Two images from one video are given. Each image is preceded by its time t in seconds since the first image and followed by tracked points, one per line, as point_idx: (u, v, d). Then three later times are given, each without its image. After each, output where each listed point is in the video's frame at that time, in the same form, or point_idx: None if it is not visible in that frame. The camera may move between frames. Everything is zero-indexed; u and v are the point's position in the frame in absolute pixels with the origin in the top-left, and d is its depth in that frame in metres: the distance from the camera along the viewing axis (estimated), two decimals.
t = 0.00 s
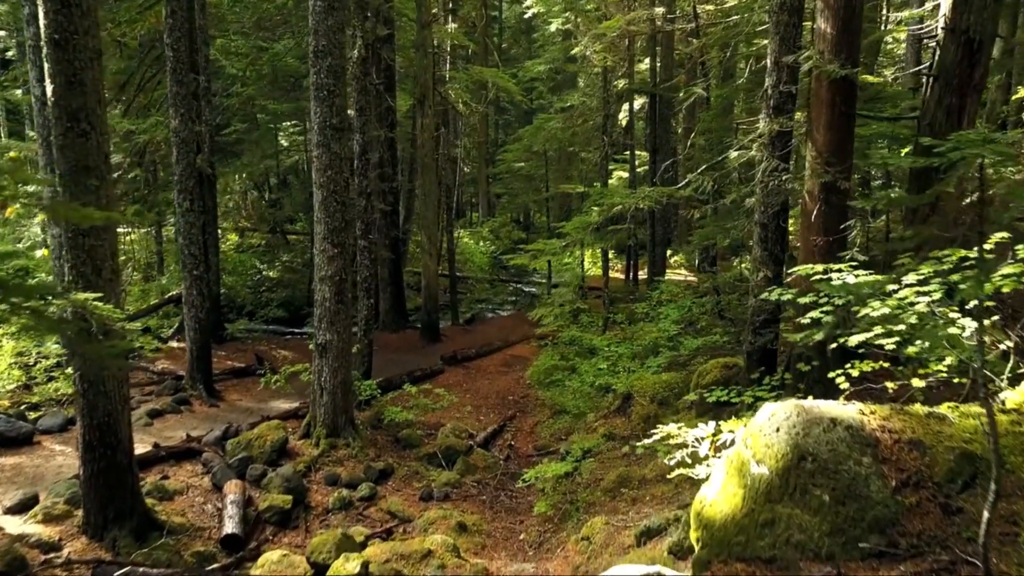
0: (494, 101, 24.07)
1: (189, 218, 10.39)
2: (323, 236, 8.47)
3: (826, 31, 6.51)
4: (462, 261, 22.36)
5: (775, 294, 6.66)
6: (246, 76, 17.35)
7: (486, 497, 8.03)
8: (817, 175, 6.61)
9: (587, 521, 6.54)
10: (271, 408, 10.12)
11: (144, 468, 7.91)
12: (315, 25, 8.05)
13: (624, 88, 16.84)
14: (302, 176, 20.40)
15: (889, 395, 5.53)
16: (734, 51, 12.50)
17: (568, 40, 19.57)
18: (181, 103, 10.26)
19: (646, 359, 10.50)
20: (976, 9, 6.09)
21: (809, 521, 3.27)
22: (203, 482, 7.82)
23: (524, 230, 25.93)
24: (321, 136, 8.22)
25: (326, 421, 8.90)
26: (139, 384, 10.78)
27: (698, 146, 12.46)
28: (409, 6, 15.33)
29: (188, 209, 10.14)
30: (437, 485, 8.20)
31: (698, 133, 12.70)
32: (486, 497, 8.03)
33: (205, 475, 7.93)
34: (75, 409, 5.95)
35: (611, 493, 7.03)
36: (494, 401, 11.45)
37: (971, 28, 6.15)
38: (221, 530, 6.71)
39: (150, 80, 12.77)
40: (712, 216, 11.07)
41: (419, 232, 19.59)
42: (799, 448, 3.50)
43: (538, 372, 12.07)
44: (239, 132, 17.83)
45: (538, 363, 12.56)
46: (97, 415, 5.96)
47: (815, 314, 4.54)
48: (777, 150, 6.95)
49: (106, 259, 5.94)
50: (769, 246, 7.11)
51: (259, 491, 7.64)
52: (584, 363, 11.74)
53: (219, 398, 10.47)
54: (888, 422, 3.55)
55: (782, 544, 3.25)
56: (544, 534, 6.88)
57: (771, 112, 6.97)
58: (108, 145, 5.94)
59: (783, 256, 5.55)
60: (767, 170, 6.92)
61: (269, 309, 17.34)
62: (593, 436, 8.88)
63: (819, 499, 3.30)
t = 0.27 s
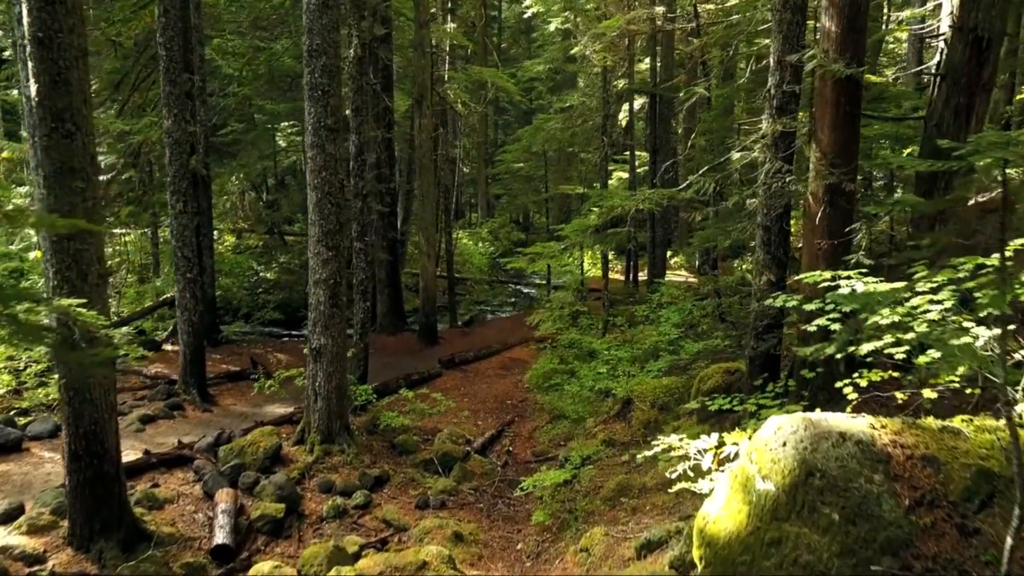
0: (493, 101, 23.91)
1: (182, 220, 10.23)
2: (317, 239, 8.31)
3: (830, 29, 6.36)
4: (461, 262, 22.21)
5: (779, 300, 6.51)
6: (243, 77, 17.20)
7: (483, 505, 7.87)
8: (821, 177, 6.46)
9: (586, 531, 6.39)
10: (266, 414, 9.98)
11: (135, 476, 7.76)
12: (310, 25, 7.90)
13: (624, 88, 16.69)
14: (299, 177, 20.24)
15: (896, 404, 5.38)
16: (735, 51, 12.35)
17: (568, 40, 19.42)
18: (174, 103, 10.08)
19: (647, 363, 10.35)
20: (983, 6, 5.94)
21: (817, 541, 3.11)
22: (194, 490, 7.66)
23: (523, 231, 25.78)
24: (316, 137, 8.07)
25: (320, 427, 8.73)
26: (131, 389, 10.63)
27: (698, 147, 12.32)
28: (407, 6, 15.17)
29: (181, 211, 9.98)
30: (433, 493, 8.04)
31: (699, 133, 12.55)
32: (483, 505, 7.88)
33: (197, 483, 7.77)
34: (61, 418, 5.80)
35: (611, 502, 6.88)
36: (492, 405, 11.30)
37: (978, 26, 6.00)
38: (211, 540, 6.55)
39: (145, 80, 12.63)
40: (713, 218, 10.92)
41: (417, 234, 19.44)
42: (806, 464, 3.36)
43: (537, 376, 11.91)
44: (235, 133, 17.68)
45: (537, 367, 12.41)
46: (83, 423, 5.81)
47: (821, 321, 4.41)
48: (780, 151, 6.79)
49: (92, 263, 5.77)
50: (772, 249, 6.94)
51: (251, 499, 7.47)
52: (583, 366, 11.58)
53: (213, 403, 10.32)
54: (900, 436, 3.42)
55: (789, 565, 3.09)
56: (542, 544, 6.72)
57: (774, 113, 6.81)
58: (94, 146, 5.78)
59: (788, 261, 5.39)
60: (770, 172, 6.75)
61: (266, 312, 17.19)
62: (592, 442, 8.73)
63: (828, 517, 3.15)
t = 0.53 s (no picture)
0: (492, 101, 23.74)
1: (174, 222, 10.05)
2: (310, 241, 8.13)
3: (835, 27, 6.19)
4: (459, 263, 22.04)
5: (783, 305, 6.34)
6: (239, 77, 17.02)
7: (480, 514, 7.69)
8: (827, 179, 6.28)
9: (585, 543, 6.21)
10: (259, 419, 9.81)
11: (124, 485, 7.58)
12: (302, 22, 7.71)
13: (623, 88, 16.52)
14: (296, 178, 20.06)
15: (905, 413, 5.21)
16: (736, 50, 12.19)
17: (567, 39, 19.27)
18: (166, 103, 9.89)
19: (647, 367, 10.18)
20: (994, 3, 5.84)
21: (828, 566, 2.94)
22: (185, 499, 7.48)
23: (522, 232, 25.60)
24: (309, 138, 7.89)
25: (314, 433, 8.56)
26: (123, 394, 10.45)
27: (699, 147, 12.16)
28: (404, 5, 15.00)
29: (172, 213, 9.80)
30: (429, 501, 7.86)
31: (699, 133, 12.38)
32: (480, 514, 7.70)
33: (187, 492, 7.59)
34: (43, 428, 5.64)
35: (610, 511, 6.72)
36: (490, 410, 11.13)
37: (989, 24, 5.91)
38: (200, 552, 6.37)
39: (138, 80, 12.45)
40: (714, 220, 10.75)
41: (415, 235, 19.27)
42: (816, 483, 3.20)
43: (535, 380, 11.74)
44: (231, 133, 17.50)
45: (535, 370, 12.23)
46: (67, 433, 5.64)
47: (829, 330, 4.27)
48: (784, 152, 6.61)
49: (75, 268, 5.59)
50: (776, 253, 6.75)
51: (243, 508, 7.29)
52: (582, 370, 11.41)
53: (206, 408, 10.15)
54: (916, 454, 3.29)
55: None
56: (540, 556, 6.54)
57: (778, 113, 6.63)
58: (77, 147, 5.61)
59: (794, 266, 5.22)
60: (774, 174, 6.57)
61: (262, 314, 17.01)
62: (591, 448, 8.56)
63: (840, 541, 2.99)
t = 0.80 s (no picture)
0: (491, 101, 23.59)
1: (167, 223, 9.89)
2: (304, 243, 7.98)
3: (840, 24, 6.04)
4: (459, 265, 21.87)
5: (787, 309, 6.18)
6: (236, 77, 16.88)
7: (477, 522, 7.54)
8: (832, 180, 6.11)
9: (584, 553, 6.06)
10: (253, 423, 9.66)
11: (113, 493, 7.42)
12: (296, 20, 7.57)
13: (624, 88, 16.38)
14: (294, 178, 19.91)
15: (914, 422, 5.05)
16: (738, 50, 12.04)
17: (567, 39, 19.13)
18: (159, 102, 9.73)
19: (647, 371, 10.02)
20: None
21: None
22: (175, 507, 7.32)
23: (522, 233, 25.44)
24: (303, 138, 7.75)
25: (308, 439, 8.41)
26: (116, 398, 10.30)
27: (700, 148, 12.01)
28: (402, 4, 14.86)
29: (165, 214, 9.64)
30: (426, 508, 7.70)
31: (700, 134, 12.24)
32: (477, 521, 7.55)
33: (178, 500, 7.43)
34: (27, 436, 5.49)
35: (610, 520, 6.56)
36: (489, 414, 10.97)
37: (999, 20, 5.78)
38: (190, 562, 6.21)
39: (133, 80, 12.31)
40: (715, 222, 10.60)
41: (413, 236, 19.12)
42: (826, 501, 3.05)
43: (534, 383, 11.58)
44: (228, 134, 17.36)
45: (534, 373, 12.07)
46: (51, 441, 5.50)
47: (839, 338, 4.18)
48: (788, 152, 6.44)
49: (60, 272, 5.44)
50: (779, 255, 6.59)
51: (235, 517, 7.13)
52: (582, 373, 11.25)
53: (199, 412, 10.00)
54: (931, 471, 3.16)
55: None
56: (538, 565, 6.38)
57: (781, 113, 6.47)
58: (61, 147, 5.45)
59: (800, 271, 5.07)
60: (777, 175, 6.41)
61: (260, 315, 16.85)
62: (591, 454, 8.40)
63: (851, 561, 2.82)
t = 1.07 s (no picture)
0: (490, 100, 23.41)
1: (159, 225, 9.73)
2: (297, 245, 7.82)
3: (845, 21, 5.89)
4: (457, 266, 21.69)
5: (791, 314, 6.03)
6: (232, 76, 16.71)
7: (474, 530, 7.38)
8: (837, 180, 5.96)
9: (583, 564, 5.90)
10: (247, 428, 9.51)
11: (101, 501, 7.25)
12: (289, 18, 7.40)
13: (624, 87, 16.21)
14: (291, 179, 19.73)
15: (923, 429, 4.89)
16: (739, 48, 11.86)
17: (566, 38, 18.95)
18: (151, 102, 9.56)
19: (647, 375, 9.86)
20: None
21: None
22: (166, 515, 7.15)
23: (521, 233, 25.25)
24: (297, 139, 7.59)
25: (302, 445, 8.26)
26: (108, 402, 10.14)
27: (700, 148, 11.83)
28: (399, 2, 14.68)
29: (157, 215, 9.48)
30: (421, 515, 7.54)
31: (701, 134, 12.07)
32: (474, 529, 7.39)
33: (169, 508, 7.25)
34: (10, 444, 5.34)
35: (610, 530, 6.40)
36: (487, 418, 10.82)
37: (1009, 17, 5.65)
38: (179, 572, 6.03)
39: (126, 80, 12.14)
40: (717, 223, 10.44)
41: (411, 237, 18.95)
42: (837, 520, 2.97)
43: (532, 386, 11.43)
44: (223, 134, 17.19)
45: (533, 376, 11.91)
46: (34, 450, 5.35)
47: (847, 345, 4.11)
48: (792, 152, 6.28)
49: (44, 275, 5.28)
50: (783, 258, 6.43)
51: (227, 524, 6.93)
52: (581, 376, 11.09)
53: (192, 416, 9.85)
54: (947, 489, 3.12)
55: None
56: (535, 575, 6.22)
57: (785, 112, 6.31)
58: (43, 148, 5.29)
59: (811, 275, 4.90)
60: (781, 175, 6.25)
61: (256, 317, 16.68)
62: (590, 460, 8.24)
63: None
